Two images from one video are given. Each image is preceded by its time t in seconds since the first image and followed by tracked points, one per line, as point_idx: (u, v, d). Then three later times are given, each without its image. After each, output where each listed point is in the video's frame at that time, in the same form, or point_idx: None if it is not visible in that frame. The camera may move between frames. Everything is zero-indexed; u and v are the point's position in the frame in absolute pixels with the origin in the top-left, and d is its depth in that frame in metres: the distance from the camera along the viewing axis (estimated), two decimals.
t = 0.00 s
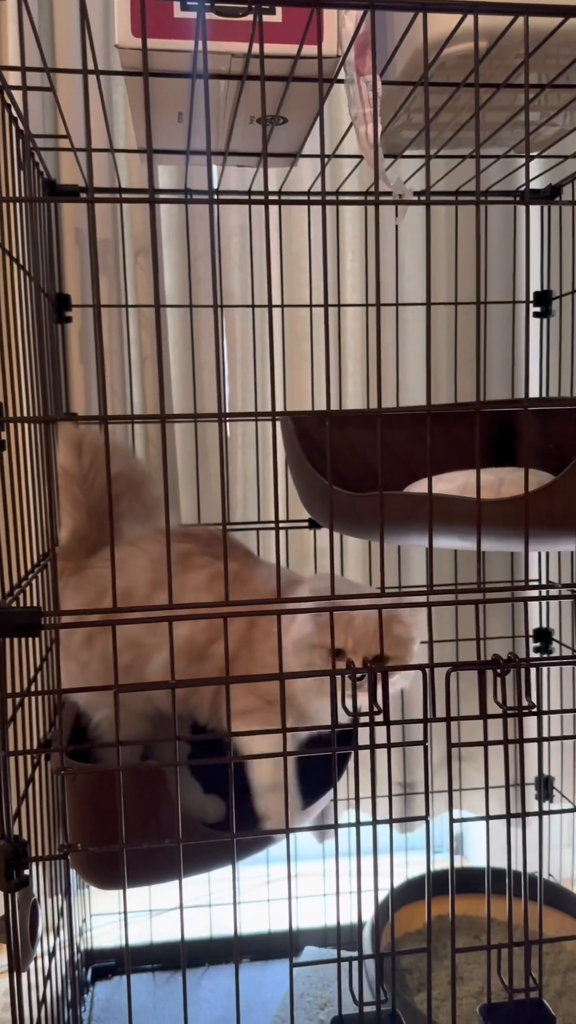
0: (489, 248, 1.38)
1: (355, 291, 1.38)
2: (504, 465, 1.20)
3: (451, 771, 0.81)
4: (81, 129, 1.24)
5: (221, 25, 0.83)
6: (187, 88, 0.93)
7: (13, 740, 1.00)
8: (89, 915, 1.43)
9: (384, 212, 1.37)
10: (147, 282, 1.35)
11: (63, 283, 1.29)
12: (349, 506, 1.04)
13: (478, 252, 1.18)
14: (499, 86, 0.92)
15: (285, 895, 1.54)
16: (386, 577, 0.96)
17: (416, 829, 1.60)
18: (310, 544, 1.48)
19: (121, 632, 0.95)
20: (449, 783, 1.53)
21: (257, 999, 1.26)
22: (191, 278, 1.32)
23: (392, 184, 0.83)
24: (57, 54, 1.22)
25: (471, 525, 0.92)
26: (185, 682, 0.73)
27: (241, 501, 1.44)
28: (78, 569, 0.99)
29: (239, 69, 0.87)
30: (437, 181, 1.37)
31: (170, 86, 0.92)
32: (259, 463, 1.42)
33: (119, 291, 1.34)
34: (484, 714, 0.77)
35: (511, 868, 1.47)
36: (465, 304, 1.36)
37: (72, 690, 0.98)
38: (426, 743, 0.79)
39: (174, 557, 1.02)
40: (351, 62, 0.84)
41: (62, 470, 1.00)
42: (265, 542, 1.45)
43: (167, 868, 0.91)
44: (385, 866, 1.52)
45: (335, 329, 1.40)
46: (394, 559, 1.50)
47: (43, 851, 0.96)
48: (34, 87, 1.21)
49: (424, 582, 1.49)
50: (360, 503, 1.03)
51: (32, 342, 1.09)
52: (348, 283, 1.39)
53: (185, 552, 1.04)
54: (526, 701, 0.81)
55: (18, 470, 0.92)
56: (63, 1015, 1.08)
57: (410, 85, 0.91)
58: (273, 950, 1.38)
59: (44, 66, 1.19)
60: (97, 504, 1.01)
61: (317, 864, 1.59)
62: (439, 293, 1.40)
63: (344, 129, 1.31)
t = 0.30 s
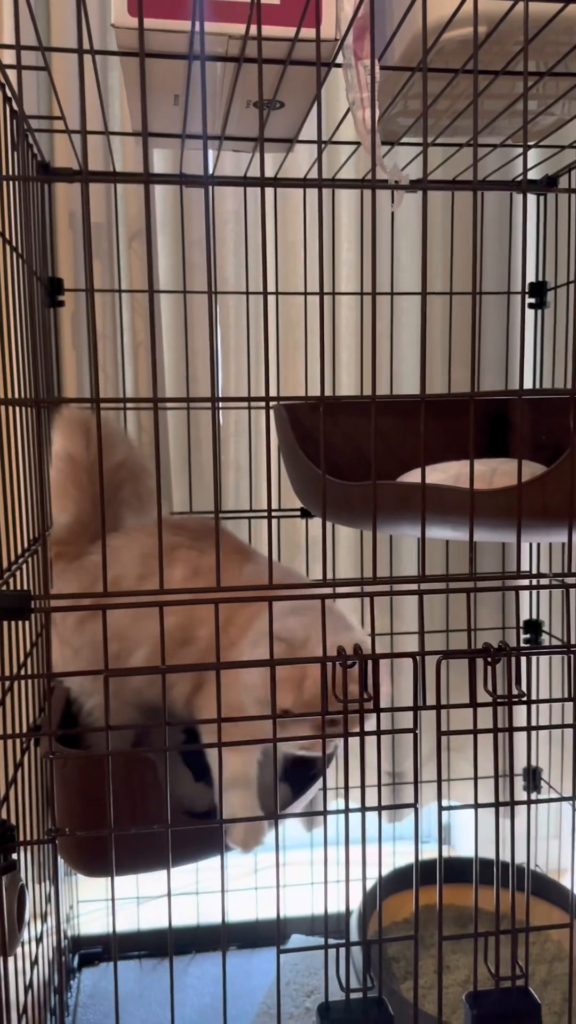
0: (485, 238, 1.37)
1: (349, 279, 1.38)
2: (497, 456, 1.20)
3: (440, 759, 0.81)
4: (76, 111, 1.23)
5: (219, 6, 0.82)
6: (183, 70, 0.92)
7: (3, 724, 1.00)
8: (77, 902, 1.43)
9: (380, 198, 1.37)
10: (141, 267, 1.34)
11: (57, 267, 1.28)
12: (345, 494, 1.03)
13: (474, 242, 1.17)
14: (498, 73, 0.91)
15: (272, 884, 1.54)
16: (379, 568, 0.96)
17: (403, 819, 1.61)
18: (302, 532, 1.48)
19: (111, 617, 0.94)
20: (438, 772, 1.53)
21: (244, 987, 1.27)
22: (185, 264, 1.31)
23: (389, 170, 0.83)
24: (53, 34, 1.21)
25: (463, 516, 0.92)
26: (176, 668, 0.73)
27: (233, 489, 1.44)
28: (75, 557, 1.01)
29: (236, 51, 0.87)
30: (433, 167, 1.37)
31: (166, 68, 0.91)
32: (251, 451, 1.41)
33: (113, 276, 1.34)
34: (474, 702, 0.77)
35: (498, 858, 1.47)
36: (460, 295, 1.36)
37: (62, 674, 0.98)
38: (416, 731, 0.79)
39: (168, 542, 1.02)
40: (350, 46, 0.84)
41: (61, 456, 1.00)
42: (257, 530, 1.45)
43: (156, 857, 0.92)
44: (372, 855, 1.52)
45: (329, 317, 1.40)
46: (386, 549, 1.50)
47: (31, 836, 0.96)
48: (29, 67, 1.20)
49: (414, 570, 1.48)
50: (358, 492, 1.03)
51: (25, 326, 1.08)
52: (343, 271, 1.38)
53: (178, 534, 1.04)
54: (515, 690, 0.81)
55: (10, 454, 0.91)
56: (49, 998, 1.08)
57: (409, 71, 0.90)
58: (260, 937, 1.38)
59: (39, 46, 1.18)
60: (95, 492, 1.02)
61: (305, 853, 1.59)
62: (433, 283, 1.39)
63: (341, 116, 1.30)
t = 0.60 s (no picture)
0: (487, 221, 1.37)
1: (350, 260, 1.37)
2: (496, 439, 1.20)
3: (440, 738, 0.81)
4: (75, 82, 1.21)
5: None
6: (187, 41, 0.91)
7: None
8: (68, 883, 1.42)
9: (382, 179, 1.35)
10: (139, 244, 1.32)
11: (54, 243, 1.27)
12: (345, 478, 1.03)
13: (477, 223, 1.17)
14: (505, 50, 0.90)
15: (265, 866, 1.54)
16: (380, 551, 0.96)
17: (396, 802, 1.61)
18: (298, 515, 1.47)
19: (109, 594, 0.93)
20: (432, 755, 1.53)
21: (236, 968, 1.27)
22: (184, 241, 1.30)
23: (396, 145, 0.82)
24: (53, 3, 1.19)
25: (466, 499, 0.92)
26: (176, 645, 0.72)
27: (230, 470, 1.43)
28: (73, 534, 1.01)
29: (242, 21, 0.86)
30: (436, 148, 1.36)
31: (170, 39, 0.90)
32: (249, 432, 1.40)
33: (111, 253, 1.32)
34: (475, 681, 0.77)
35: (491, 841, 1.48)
36: (460, 278, 1.35)
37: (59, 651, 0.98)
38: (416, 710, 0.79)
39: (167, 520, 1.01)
40: (357, 19, 0.82)
41: (64, 433, 1.02)
42: (253, 512, 1.44)
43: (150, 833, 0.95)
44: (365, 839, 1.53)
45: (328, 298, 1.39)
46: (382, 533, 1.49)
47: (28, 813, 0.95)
48: (28, 37, 1.18)
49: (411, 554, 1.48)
50: (357, 476, 1.02)
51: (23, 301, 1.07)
52: (343, 252, 1.37)
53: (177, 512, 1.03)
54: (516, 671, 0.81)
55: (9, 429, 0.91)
56: (43, 976, 1.08)
57: (416, 45, 0.89)
58: (252, 919, 1.38)
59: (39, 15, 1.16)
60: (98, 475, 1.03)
61: (298, 836, 1.59)
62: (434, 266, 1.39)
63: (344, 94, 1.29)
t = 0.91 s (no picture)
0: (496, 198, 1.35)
1: (356, 235, 1.36)
2: (501, 417, 1.20)
3: (446, 710, 0.81)
4: (81, 49, 1.20)
5: None
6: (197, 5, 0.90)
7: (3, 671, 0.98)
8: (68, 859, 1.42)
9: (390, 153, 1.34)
10: (144, 216, 1.31)
11: (57, 213, 1.26)
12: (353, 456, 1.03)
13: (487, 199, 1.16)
14: (520, 16, 0.89)
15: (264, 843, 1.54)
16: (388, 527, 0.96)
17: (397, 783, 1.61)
18: (301, 493, 1.46)
19: (114, 565, 0.93)
20: (433, 734, 1.53)
21: (235, 945, 1.27)
22: (189, 214, 1.28)
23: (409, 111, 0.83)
24: None
25: (475, 477, 0.93)
26: (183, 614, 0.72)
27: (234, 447, 1.42)
28: (79, 511, 1.01)
29: None
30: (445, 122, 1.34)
31: (180, 3, 0.89)
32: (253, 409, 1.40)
33: (115, 226, 1.31)
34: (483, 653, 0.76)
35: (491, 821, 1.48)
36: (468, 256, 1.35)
37: (63, 623, 0.97)
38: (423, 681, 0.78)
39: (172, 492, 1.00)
40: None
41: (76, 411, 1.01)
42: (257, 489, 1.43)
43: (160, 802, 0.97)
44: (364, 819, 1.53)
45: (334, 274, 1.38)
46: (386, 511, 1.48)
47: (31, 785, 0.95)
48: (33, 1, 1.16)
49: (415, 533, 1.48)
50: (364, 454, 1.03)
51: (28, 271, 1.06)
52: (350, 227, 1.36)
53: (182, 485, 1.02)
54: (523, 644, 0.80)
55: (13, 400, 0.89)
56: (43, 948, 1.08)
57: (429, 11, 0.88)
58: (252, 895, 1.38)
59: None
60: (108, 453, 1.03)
61: (298, 815, 1.59)
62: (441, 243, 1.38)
63: (353, 66, 1.28)
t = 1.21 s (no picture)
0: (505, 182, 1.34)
1: (364, 219, 1.35)
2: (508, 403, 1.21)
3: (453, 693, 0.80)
4: (89, 27, 1.19)
5: None
6: None
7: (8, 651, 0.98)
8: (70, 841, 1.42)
9: (399, 135, 1.33)
10: (151, 198, 1.31)
11: (64, 194, 1.25)
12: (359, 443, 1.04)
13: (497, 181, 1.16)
14: None
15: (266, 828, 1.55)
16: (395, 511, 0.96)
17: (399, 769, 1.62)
18: (307, 478, 1.46)
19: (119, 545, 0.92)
20: (436, 721, 1.54)
21: (237, 928, 1.27)
22: (197, 196, 1.28)
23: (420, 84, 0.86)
24: None
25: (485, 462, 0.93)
26: (189, 595, 0.71)
27: (240, 432, 1.42)
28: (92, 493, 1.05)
29: None
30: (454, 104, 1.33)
31: None
32: (259, 394, 1.39)
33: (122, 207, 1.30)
34: (490, 637, 0.76)
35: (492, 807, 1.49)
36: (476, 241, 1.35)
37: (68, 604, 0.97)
38: (430, 665, 0.78)
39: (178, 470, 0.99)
40: None
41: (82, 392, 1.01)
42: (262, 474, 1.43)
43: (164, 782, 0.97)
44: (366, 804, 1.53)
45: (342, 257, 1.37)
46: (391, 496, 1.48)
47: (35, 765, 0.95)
48: None
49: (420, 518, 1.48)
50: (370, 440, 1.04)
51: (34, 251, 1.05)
52: (358, 211, 1.35)
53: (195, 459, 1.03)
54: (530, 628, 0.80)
55: (19, 381, 0.89)
56: (46, 928, 1.08)
57: None
58: (254, 879, 1.39)
59: None
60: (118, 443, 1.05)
61: (300, 800, 1.59)
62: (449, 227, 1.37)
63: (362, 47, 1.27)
